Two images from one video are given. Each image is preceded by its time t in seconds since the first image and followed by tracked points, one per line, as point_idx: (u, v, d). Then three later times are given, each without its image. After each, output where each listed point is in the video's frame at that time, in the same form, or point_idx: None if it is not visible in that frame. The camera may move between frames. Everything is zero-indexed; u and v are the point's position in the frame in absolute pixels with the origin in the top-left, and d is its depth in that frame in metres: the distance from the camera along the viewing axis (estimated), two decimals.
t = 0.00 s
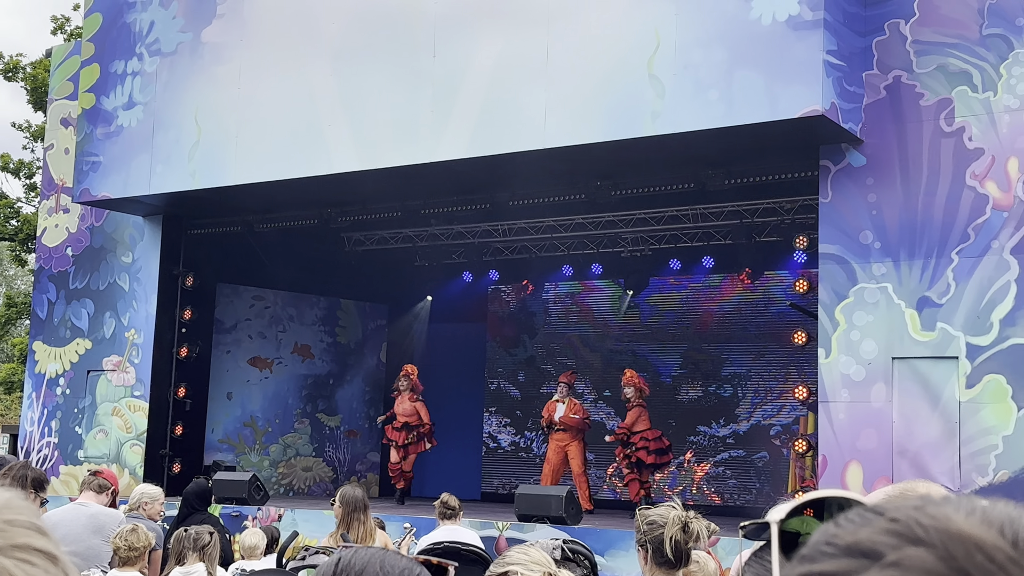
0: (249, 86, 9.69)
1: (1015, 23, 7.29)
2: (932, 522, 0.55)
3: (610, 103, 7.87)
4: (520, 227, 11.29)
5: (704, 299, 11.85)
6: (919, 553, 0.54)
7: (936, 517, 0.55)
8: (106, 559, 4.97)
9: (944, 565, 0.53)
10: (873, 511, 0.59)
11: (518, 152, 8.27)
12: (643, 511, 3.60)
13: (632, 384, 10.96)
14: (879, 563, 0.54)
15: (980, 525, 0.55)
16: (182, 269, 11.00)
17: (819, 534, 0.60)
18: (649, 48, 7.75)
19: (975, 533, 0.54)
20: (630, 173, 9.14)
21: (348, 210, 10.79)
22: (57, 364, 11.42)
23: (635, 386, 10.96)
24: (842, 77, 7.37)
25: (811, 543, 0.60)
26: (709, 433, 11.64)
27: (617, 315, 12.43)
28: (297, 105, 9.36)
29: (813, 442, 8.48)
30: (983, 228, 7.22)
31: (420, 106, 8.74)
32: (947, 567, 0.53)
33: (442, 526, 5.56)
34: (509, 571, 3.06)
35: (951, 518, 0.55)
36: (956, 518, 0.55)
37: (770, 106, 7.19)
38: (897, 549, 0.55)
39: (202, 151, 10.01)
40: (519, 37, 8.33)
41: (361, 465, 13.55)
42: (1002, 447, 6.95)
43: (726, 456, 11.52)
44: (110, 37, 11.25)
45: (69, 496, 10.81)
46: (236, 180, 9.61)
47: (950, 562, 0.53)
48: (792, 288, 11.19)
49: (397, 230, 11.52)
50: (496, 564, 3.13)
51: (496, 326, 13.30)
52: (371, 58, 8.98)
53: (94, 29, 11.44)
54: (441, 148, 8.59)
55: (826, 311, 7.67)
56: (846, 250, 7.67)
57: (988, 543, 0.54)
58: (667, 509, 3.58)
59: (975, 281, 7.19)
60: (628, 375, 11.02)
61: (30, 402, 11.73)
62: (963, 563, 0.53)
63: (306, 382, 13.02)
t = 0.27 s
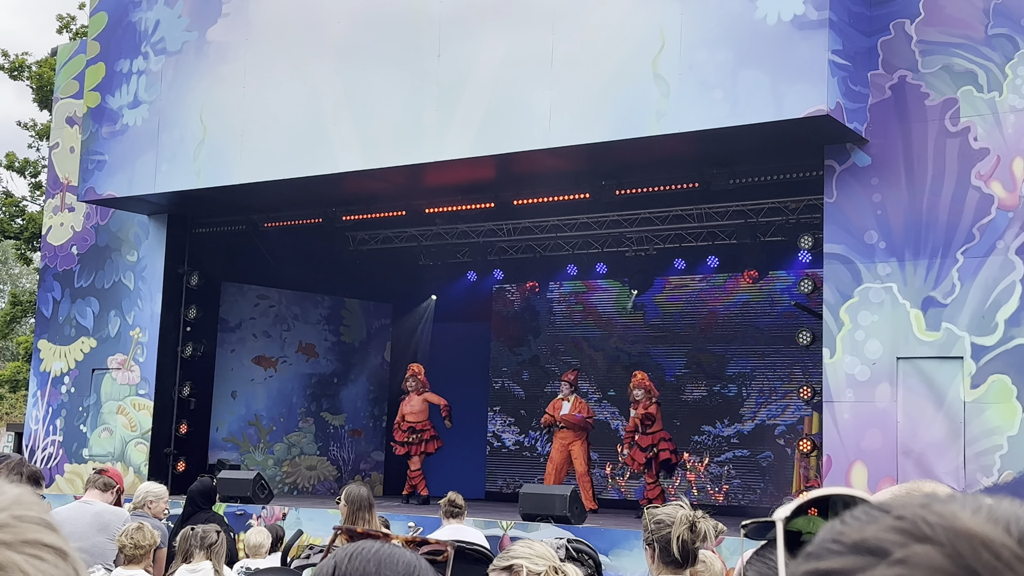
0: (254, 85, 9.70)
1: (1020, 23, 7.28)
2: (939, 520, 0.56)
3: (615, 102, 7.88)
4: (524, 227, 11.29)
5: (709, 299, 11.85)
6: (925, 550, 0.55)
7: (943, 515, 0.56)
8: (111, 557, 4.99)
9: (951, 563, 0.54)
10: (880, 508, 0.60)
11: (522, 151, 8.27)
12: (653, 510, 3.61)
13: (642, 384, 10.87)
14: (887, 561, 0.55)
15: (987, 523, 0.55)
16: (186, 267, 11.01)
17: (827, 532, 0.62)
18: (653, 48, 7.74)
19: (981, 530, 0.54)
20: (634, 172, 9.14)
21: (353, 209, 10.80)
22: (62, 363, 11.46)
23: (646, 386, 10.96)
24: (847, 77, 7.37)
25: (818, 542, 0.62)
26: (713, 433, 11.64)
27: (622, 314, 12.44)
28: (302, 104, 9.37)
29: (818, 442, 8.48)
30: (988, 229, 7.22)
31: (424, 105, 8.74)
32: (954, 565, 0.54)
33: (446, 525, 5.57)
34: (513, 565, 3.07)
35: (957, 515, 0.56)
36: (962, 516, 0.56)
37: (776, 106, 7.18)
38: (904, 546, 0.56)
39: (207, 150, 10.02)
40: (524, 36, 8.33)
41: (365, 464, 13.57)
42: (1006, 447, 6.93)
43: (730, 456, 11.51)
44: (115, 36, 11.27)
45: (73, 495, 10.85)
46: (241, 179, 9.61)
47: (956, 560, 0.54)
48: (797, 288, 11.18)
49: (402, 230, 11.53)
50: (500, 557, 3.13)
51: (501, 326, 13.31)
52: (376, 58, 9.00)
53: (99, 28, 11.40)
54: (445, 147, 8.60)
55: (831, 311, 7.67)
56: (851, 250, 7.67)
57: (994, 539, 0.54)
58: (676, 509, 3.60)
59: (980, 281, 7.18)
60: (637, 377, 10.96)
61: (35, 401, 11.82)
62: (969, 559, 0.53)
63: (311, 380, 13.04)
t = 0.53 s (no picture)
0: (260, 83, 9.71)
1: None
2: (949, 517, 0.56)
3: (621, 101, 7.87)
4: (530, 225, 11.29)
5: (714, 298, 11.85)
6: (936, 547, 0.55)
7: (954, 511, 0.56)
8: (117, 553, 5.00)
9: (961, 560, 0.55)
10: (889, 504, 0.61)
11: (528, 149, 8.28)
12: (659, 510, 3.66)
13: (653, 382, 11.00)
14: (898, 557, 0.56)
15: (997, 518, 0.56)
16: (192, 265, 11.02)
17: (835, 528, 0.63)
18: (659, 46, 7.75)
19: (992, 526, 0.55)
20: (639, 171, 9.14)
21: (359, 207, 10.82)
22: (68, 360, 11.49)
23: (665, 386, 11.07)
24: (853, 76, 7.36)
25: (828, 538, 0.62)
26: (718, 432, 11.65)
27: (627, 313, 12.44)
28: (308, 102, 9.39)
29: (823, 441, 8.48)
30: (995, 228, 7.21)
31: (430, 103, 8.75)
32: (965, 561, 0.54)
33: (452, 522, 5.59)
34: (514, 569, 3.07)
35: (968, 512, 0.56)
36: (974, 512, 0.56)
37: (782, 104, 7.18)
38: (914, 543, 0.56)
39: (213, 147, 10.04)
40: (530, 34, 8.33)
41: (370, 462, 13.62)
42: (1013, 447, 6.91)
43: (735, 455, 11.52)
44: (121, 34, 11.29)
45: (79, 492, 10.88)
46: (246, 177, 9.63)
47: (967, 557, 0.55)
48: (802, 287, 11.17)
49: (407, 228, 11.54)
50: (501, 562, 3.13)
51: (506, 324, 13.32)
52: (381, 57, 9.01)
53: (105, 25, 11.57)
54: (451, 145, 8.60)
55: (836, 310, 7.66)
56: (857, 249, 7.66)
57: (1004, 535, 0.55)
58: (680, 509, 3.62)
59: (986, 280, 7.17)
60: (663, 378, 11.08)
61: (41, 398, 11.89)
62: (980, 555, 0.54)
63: (316, 378, 13.07)
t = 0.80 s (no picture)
0: (267, 79, 9.72)
1: None
2: (947, 516, 0.58)
3: (628, 97, 7.87)
4: (535, 222, 11.30)
5: (720, 294, 11.84)
6: (934, 545, 0.57)
7: (951, 511, 0.59)
8: (124, 548, 5.03)
9: (961, 558, 0.57)
10: (887, 503, 0.63)
11: (534, 146, 8.28)
12: (649, 506, 3.74)
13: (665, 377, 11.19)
14: (898, 556, 0.58)
15: (992, 516, 0.58)
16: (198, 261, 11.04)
17: (834, 527, 0.64)
18: (666, 42, 7.75)
19: (989, 525, 0.57)
20: (645, 167, 9.14)
21: (365, 203, 10.83)
22: (74, 356, 11.53)
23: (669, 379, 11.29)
24: (860, 73, 7.35)
25: (826, 536, 0.64)
26: (724, 429, 11.64)
27: (633, 309, 12.44)
28: (315, 98, 9.40)
29: (829, 438, 8.48)
30: (1001, 225, 7.19)
31: (437, 99, 8.75)
32: (964, 561, 0.57)
33: (457, 518, 5.61)
34: (524, 563, 3.28)
35: (965, 510, 0.58)
36: (969, 510, 0.58)
37: (788, 101, 7.17)
38: (913, 542, 0.58)
39: (219, 143, 10.04)
40: (536, 30, 8.33)
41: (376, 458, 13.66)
42: (1019, 445, 6.90)
43: (741, 452, 11.53)
44: (129, 30, 11.32)
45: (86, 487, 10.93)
46: (252, 173, 9.65)
47: (964, 555, 0.57)
48: (809, 284, 11.16)
49: (413, 224, 11.54)
50: (511, 556, 3.34)
51: (512, 320, 13.32)
52: (388, 53, 9.02)
53: (112, 22, 11.60)
54: (458, 142, 8.61)
55: (843, 307, 7.66)
56: (863, 246, 7.65)
57: (1001, 534, 0.57)
58: (666, 505, 3.69)
59: (993, 278, 7.16)
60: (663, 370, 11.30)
61: (47, 393, 11.87)
62: (978, 555, 0.57)
63: (322, 374, 13.10)
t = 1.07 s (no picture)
0: (273, 75, 9.72)
1: None
2: (951, 502, 0.59)
3: (634, 93, 7.87)
4: (541, 218, 11.29)
5: (726, 291, 11.84)
6: (938, 533, 0.58)
7: (954, 496, 0.59)
8: (131, 543, 5.05)
9: (965, 545, 0.57)
10: (890, 490, 0.63)
11: (540, 141, 8.28)
12: (646, 497, 3.72)
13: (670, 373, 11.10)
14: (900, 543, 0.59)
15: (997, 502, 0.59)
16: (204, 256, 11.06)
17: (837, 515, 0.65)
18: (672, 38, 7.74)
19: (995, 512, 0.58)
20: (651, 163, 9.13)
21: (371, 199, 10.83)
22: (81, 351, 11.57)
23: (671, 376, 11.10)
24: (867, 69, 7.34)
25: (829, 524, 0.65)
26: (730, 425, 11.64)
27: (638, 306, 12.43)
28: (321, 94, 9.41)
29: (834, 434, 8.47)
30: (1008, 222, 7.18)
31: (442, 95, 8.76)
32: (968, 547, 0.57)
33: (461, 514, 5.62)
34: (531, 554, 3.37)
35: (968, 497, 0.59)
36: (974, 496, 0.59)
37: (795, 97, 7.16)
38: (916, 529, 0.59)
39: (225, 139, 10.05)
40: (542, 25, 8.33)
41: (382, 454, 13.71)
42: None
43: (746, 448, 11.54)
44: (135, 26, 11.34)
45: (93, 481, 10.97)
46: (258, 169, 9.66)
47: (967, 541, 0.57)
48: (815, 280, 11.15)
49: (419, 220, 11.54)
50: (519, 547, 3.44)
51: (517, 316, 13.33)
52: (394, 49, 9.02)
53: (119, 18, 11.66)
54: (464, 138, 8.62)
55: (848, 303, 7.64)
56: (870, 243, 7.64)
57: (1006, 520, 0.58)
58: (664, 496, 3.69)
59: (999, 274, 7.16)
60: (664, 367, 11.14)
61: (54, 388, 11.89)
62: (982, 541, 0.57)
63: (328, 370, 13.12)
